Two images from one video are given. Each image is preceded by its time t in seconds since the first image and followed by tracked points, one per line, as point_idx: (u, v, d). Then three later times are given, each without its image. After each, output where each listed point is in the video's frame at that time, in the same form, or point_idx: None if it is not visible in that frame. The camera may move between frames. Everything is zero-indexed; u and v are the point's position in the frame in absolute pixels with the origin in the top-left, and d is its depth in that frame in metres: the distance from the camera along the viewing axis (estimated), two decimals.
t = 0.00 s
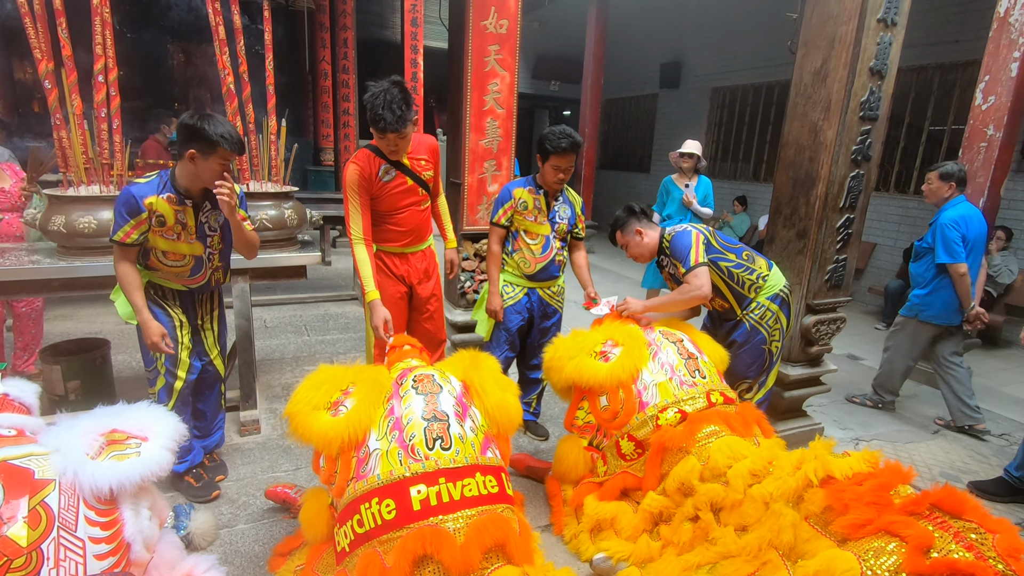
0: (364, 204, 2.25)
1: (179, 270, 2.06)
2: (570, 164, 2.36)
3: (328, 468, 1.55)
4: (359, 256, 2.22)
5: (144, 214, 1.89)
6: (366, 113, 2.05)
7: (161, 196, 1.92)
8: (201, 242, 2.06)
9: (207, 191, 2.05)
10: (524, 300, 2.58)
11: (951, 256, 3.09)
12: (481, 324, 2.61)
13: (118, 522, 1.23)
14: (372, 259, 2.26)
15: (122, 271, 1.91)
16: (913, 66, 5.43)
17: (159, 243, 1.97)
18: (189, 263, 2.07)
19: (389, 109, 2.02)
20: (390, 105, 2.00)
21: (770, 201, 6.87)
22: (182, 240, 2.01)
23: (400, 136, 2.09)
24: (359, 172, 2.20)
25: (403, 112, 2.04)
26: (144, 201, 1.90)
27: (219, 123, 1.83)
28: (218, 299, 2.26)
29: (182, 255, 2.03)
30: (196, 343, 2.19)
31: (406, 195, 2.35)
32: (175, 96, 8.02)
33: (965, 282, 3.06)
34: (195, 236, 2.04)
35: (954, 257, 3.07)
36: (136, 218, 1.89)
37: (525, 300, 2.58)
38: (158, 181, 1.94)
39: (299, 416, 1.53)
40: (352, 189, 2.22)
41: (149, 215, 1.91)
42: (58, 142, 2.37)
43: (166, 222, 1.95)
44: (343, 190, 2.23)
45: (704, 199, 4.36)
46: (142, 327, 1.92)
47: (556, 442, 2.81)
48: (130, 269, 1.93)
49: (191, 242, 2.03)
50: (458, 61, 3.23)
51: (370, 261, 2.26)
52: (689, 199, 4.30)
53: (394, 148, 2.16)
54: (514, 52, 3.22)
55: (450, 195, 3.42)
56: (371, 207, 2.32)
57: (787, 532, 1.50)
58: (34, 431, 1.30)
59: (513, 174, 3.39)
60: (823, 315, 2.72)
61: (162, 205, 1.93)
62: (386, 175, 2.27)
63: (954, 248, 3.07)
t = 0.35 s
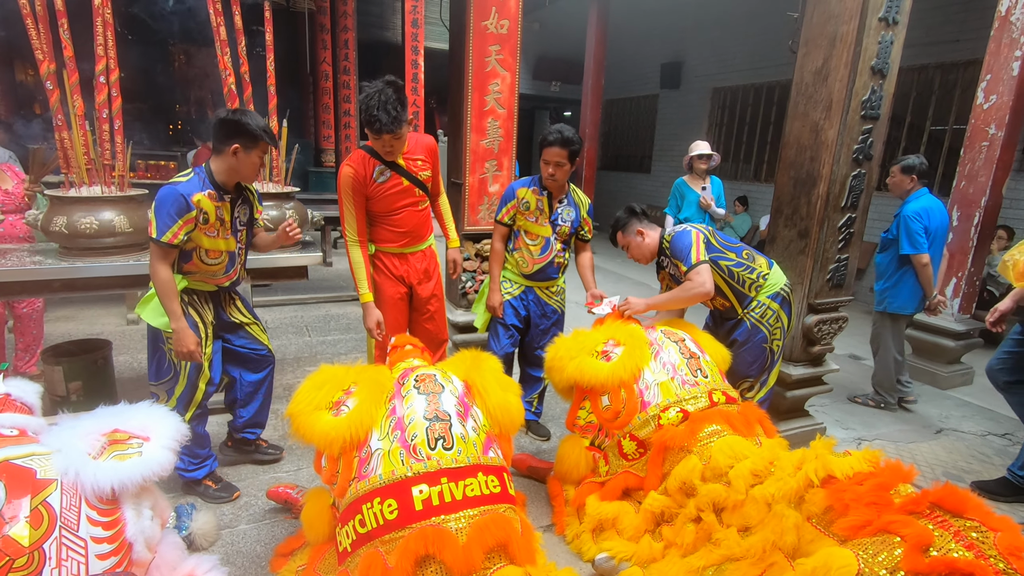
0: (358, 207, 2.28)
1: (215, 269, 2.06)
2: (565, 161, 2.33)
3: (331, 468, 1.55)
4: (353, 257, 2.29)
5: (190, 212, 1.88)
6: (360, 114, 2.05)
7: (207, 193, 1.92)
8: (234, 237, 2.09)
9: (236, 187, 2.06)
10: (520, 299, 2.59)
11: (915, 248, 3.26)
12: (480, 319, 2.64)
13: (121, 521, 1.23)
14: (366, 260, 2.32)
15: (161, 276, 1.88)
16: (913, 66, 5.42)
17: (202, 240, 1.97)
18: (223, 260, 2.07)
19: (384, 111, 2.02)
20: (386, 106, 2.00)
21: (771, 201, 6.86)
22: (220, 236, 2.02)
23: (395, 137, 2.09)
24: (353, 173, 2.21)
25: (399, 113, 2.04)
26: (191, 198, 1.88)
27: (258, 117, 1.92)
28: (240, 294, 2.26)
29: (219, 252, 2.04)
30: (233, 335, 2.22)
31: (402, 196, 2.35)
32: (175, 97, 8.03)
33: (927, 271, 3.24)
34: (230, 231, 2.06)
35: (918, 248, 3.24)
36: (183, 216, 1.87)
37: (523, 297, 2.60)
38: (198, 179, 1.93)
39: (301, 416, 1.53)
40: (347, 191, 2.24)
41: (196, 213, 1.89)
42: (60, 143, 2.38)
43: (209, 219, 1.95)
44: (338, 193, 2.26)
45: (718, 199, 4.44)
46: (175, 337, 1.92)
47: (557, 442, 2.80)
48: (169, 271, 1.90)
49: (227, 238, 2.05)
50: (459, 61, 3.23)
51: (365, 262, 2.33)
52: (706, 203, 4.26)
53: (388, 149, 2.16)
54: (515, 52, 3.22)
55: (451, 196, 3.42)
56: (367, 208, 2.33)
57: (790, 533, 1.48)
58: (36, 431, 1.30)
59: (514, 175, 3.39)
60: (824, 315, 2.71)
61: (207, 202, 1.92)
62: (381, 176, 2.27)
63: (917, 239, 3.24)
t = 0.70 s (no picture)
0: (364, 196, 2.29)
1: (280, 258, 2.17)
2: (557, 145, 2.33)
3: (342, 459, 1.55)
4: (359, 245, 2.32)
5: (262, 201, 1.99)
6: (383, 105, 2.04)
7: (277, 185, 2.03)
8: (298, 229, 2.20)
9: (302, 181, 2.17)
10: (525, 291, 2.61)
11: (900, 235, 3.28)
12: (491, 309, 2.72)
13: (135, 510, 1.24)
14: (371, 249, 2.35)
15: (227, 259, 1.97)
16: (927, 54, 5.34)
17: (272, 229, 2.08)
18: (287, 251, 2.18)
19: (407, 101, 2.01)
20: (409, 97, 1.98)
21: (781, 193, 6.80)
22: (286, 226, 2.12)
23: (415, 127, 2.08)
24: (361, 163, 2.22)
25: (422, 105, 2.03)
26: (264, 188, 2.00)
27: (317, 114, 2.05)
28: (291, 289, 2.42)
29: (283, 243, 2.14)
30: (282, 328, 2.39)
31: (411, 187, 2.34)
32: (183, 93, 8.05)
33: (914, 257, 3.25)
34: (295, 223, 2.17)
35: (902, 235, 3.26)
36: (256, 205, 1.98)
37: (528, 289, 2.62)
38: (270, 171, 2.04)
39: (312, 407, 1.53)
40: (354, 180, 2.26)
41: (268, 202, 2.01)
42: (70, 137, 2.39)
43: (278, 210, 2.06)
44: (346, 180, 2.28)
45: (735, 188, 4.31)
46: (235, 320, 2.02)
47: (566, 434, 2.80)
48: (236, 255, 2.00)
49: (293, 229, 2.16)
50: (466, 52, 3.21)
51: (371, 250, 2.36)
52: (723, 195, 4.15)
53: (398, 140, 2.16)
54: (522, 43, 3.20)
55: (459, 188, 3.41)
56: (374, 197, 2.34)
57: (804, 522, 1.48)
58: (52, 421, 1.31)
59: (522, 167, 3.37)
60: (836, 305, 2.69)
61: (276, 192, 2.03)
62: (388, 166, 2.27)
63: (902, 227, 3.25)
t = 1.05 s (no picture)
0: (405, 178, 2.28)
1: (356, 227, 2.41)
2: (557, 127, 2.45)
3: (365, 443, 1.57)
4: (398, 228, 2.30)
5: (338, 172, 2.23)
6: (440, 88, 2.03)
7: (349, 157, 2.27)
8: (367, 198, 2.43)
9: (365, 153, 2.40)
10: (541, 272, 2.69)
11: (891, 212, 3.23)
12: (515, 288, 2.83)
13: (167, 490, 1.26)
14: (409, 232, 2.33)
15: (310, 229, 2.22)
16: (959, 33, 5.16)
17: (348, 198, 2.32)
18: (360, 219, 2.42)
19: (464, 85, 2.02)
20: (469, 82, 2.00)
21: (805, 178, 6.66)
22: (358, 196, 2.35)
23: (466, 112, 2.09)
24: (405, 145, 2.22)
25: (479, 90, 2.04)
26: (338, 160, 2.23)
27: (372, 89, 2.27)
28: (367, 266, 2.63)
29: (356, 211, 2.38)
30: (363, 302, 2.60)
31: (451, 173, 2.33)
32: (203, 84, 8.12)
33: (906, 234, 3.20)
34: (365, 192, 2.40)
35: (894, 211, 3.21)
36: (333, 176, 2.22)
37: (543, 269, 2.68)
38: (339, 145, 2.27)
39: (335, 391, 1.55)
40: (397, 163, 2.25)
41: (343, 172, 2.24)
42: (96, 126, 2.42)
43: (352, 180, 2.29)
44: (387, 162, 2.27)
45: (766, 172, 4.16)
46: (319, 286, 2.28)
47: (585, 421, 2.80)
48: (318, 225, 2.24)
49: (363, 198, 2.39)
50: (485, 37, 3.19)
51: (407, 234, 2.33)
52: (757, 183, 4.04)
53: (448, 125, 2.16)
54: (541, 27, 3.16)
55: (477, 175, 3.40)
56: (414, 180, 2.33)
57: (830, 509, 1.48)
58: (86, 403, 1.35)
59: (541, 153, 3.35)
60: (862, 292, 2.63)
61: (349, 164, 2.27)
62: (431, 150, 2.27)
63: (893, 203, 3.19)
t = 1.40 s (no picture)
0: (456, 156, 2.27)
1: (413, 213, 2.46)
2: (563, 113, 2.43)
3: (384, 429, 1.58)
4: (443, 205, 2.29)
5: (398, 162, 2.26)
6: (512, 64, 2.02)
7: (405, 147, 2.29)
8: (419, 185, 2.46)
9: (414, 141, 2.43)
10: (559, 257, 2.70)
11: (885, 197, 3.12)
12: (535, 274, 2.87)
13: (191, 472, 1.28)
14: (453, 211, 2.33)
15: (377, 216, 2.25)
16: (990, 16, 5.00)
17: (406, 186, 2.35)
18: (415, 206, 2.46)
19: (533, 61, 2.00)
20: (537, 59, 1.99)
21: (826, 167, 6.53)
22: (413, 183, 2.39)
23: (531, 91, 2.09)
24: (460, 123, 2.21)
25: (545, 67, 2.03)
26: (397, 150, 2.26)
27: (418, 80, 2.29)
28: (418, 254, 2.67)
29: (411, 198, 2.42)
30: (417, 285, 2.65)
31: (502, 157, 2.30)
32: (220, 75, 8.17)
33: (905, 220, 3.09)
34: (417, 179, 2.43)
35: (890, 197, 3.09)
36: (393, 167, 2.25)
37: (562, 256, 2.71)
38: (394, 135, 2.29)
39: (354, 377, 1.56)
40: (449, 140, 2.25)
41: (401, 162, 2.28)
42: (118, 115, 2.45)
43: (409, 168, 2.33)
44: (442, 140, 2.28)
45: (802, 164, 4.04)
46: (388, 271, 2.31)
47: (602, 410, 2.79)
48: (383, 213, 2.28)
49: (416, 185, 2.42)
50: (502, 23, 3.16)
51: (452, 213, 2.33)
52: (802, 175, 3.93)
53: (509, 104, 2.15)
54: (559, 12, 3.13)
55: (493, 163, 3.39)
56: (466, 160, 2.33)
57: (852, 501, 1.45)
58: (112, 386, 1.37)
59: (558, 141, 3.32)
60: (886, 282, 2.57)
61: (407, 153, 2.30)
62: (485, 130, 2.25)
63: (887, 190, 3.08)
